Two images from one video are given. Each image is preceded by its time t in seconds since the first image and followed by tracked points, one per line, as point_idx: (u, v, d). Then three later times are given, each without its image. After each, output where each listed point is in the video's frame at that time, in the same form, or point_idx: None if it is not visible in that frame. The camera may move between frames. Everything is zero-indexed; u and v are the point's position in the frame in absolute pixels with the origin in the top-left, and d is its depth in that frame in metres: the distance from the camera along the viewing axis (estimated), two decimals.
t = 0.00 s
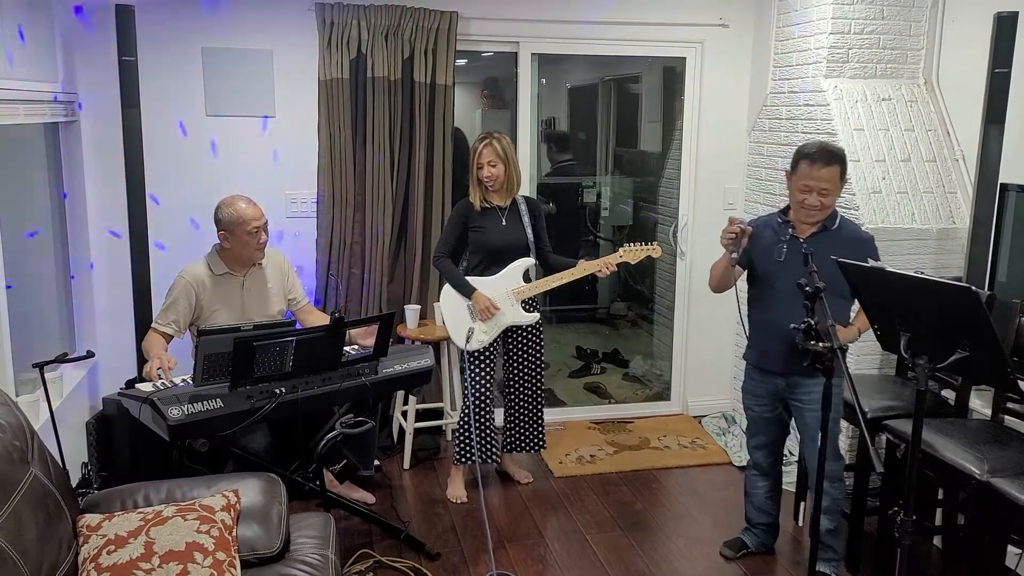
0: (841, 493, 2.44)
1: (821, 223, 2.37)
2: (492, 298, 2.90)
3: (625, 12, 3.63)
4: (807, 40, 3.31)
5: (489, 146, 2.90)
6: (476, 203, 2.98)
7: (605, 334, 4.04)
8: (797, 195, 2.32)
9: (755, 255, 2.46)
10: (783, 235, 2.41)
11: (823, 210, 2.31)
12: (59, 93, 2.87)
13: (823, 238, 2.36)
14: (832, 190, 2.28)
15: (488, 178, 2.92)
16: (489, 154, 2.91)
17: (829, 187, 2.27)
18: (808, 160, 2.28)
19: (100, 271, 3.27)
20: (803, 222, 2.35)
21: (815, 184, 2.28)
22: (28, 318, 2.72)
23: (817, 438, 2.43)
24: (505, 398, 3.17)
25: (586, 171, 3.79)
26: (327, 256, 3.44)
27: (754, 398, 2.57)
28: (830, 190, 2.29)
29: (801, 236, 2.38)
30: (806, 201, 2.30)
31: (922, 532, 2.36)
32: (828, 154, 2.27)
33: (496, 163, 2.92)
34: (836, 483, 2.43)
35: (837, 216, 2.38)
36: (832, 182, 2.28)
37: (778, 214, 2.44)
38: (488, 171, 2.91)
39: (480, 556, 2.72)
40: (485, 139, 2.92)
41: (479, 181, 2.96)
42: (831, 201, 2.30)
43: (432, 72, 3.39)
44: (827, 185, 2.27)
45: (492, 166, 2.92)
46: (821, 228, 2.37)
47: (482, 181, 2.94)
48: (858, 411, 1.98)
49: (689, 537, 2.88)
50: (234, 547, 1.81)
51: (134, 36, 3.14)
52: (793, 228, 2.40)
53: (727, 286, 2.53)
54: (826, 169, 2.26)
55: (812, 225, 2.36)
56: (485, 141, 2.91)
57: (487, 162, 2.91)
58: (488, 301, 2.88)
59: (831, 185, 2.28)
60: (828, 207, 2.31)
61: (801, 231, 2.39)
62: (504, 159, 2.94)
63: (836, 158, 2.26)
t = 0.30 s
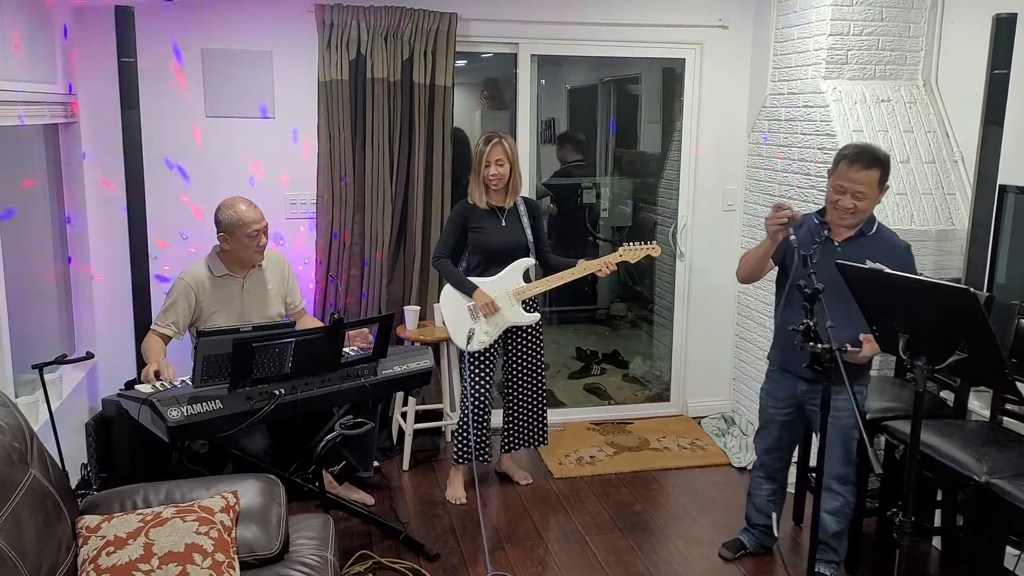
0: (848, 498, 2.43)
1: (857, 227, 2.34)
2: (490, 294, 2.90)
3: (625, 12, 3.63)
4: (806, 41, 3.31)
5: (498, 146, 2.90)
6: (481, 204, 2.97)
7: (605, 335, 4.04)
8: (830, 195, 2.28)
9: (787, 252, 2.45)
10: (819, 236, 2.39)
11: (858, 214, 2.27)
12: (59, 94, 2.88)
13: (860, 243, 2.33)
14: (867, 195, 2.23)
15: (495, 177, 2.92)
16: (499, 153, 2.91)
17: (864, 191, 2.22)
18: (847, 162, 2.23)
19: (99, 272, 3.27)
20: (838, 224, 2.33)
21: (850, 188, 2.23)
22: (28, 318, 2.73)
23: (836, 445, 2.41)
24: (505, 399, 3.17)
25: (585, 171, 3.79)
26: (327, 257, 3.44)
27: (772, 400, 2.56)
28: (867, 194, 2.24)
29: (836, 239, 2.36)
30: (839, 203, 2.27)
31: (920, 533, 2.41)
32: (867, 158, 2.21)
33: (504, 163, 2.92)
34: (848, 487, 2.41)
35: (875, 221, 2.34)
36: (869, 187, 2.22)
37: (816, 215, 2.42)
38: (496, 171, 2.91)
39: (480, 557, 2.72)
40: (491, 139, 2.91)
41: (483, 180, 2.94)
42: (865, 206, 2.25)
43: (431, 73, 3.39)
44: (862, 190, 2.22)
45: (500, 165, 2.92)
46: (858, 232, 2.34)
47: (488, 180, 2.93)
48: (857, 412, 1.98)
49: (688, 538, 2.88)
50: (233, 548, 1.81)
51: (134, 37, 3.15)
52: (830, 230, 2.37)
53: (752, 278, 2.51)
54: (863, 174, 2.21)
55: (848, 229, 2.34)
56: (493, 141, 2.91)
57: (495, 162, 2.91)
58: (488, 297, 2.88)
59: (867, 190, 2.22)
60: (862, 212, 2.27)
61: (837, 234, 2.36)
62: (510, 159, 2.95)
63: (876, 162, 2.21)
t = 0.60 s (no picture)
0: (848, 498, 2.43)
1: (874, 228, 2.32)
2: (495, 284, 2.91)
3: (624, 12, 3.63)
4: (805, 41, 3.31)
5: (508, 146, 2.92)
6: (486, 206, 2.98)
7: (604, 334, 4.04)
8: (846, 195, 2.28)
9: (801, 249, 2.46)
10: (834, 235, 2.38)
11: (872, 215, 2.26)
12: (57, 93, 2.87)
13: (874, 243, 2.32)
14: (881, 196, 2.22)
15: (505, 178, 2.93)
16: (508, 153, 2.93)
17: (877, 192, 2.22)
18: (863, 163, 2.24)
19: (98, 271, 3.27)
20: (854, 224, 2.32)
21: (865, 187, 2.23)
22: (27, 318, 2.73)
23: (838, 449, 2.42)
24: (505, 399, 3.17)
25: (585, 171, 3.79)
26: (326, 256, 3.44)
27: (778, 397, 2.56)
28: (882, 195, 2.23)
29: (852, 239, 2.35)
30: (853, 202, 2.26)
31: (920, 532, 2.42)
32: (883, 159, 2.21)
33: (511, 163, 2.94)
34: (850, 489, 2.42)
35: (893, 224, 2.33)
36: (883, 189, 2.22)
37: (833, 213, 2.41)
38: (508, 170, 2.92)
39: (479, 557, 2.72)
40: (498, 140, 2.92)
41: (490, 181, 2.94)
42: (880, 207, 2.24)
43: (431, 72, 3.39)
44: (876, 191, 2.22)
45: (509, 166, 2.94)
46: (874, 233, 2.33)
47: (498, 180, 2.93)
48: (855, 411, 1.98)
49: (688, 537, 2.88)
50: (231, 547, 1.81)
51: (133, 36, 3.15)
52: (846, 229, 2.37)
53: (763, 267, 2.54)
54: (878, 174, 2.21)
55: (864, 230, 2.33)
56: (501, 142, 2.92)
57: (504, 162, 2.92)
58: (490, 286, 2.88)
59: (882, 191, 2.22)
60: (877, 213, 2.26)
61: (853, 234, 2.35)
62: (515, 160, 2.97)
63: (892, 163, 2.21)
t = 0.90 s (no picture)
0: (847, 499, 2.43)
1: (881, 228, 2.32)
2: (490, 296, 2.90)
3: (624, 12, 3.63)
4: (805, 41, 3.31)
5: (509, 145, 2.93)
6: (489, 204, 2.98)
7: (603, 334, 4.05)
8: (852, 195, 2.27)
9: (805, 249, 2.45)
10: (841, 235, 2.37)
11: (878, 215, 2.25)
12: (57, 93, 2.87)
13: (880, 245, 2.31)
14: (887, 196, 2.21)
15: (507, 176, 2.93)
16: (510, 152, 2.93)
17: (883, 192, 2.20)
18: (870, 162, 2.23)
19: (97, 270, 3.27)
20: (860, 224, 2.31)
21: (871, 187, 2.22)
22: (26, 318, 2.72)
23: (838, 450, 2.42)
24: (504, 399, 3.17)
25: (585, 171, 3.79)
26: (326, 256, 3.44)
27: (780, 398, 2.56)
28: (888, 195, 2.22)
29: (858, 239, 2.34)
30: (859, 202, 2.26)
31: (919, 533, 2.42)
32: (889, 159, 2.20)
33: (513, 161, 2.95)
34: (851, 490, 2.42)
35: (900, 225, 2.32)
36: (890, 189, 2.20)
37: (840, 214, 2.40)
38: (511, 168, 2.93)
39: (478, 557, 2.72)
40: (499, 138, 2.93)
41: (493, 180, 2.94)
42: (886, 207, 2.22)
43: (431, 72, 3.40)
44: (882, 190, 2.20)
45: (511, 164, 2.94)
46: (880, 233, 2.32)
47: (501, 178, 2.93)
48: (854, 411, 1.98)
49: (687, 537, 2.88)
50: (231, 547, 1.81)
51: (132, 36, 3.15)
52: (853, 229, 2.36)
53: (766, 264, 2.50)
54: (883, 174, 2.20)
55: (871, 230, 2.32)
56: (502, 140, 2.92)
57: (507, 160, 2.93)
58: (489, 300, 2.87)
59: (887, 192, 2.20)
60: (883, 213, 2.24)
61: (859, 234, 2.34)
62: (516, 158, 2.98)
63: (898, 163, 2.19)
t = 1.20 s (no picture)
0: (847, 499, 2.43)
1: (882, 228, 2.31)
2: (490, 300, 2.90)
3: (624, 12, 3.63)
4: (804, 41, 3.31)
5: (503, 143, 2.92)
6: (487, 204, 2.98)
7: (603, 335, 4.05)
8: (850, 195, 2.27)
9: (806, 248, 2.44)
10: (842, 235, 2.37)
11: (877, 215, 2.24)
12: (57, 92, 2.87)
13: (882, 245, 2.31)
14: (884, 195, 2.20)
15: (504, 174, 2.93)
16: (504, 149, 2.93)
17: (881, 191, 2.20)
18: (866, 161, 2.23)
19: (97, 270, 3.27)
20: (860, 224, 2.31)
21: (868, 186, 2.21)
22: (25, 318, 2.72)
23: (839, 451, 2.42)
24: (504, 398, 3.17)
25: (584, 171, 3.79)
26: (326, 255, 3.44)
27: (780, 398, 2.56)
28: (885, 194, 2.21)
29: (859, 239, 2.34)
30: (857, 202, 2.25)
31: (918, 533, 2.43)
32: (886, 158, 2.20)
33: (508, 160, 2.95)
34: (852, 492, 2.42)
35: (902, 224, 2.31)
36: (887, 189, 2.20)
37: (841, 215, 2.40)
38: (508, 165, 2.93)
39: (478, 556, 2.72)
40: (491, 137, 2.93)
41: (490, 179, 2.94)
42: (883, 206, 2.22)
43: (430, 72, 3.40)
44: (879, 189, 2.20)
45: (507, 162, 2.94)
46: (881, 233, 2.31)
47: (498, 176, 2.93)
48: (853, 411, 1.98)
49: (687, 537, 2.88)
50: (231, 547, 1.81)
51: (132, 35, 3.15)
52: (853, 229, 2.36)
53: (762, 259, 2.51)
54: (878, 173, 2.20)
55: (872, 230, 2.31)
56: (494, 139, 2.92)
57: (502, 158, 2.93)
58: (486, 300, 2.87)
59: (884, 191, 2.20)
60: (883, 213, 2.24)
61: (860, 234, 2.34)
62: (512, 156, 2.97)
63: (895, 162, 2.19)
